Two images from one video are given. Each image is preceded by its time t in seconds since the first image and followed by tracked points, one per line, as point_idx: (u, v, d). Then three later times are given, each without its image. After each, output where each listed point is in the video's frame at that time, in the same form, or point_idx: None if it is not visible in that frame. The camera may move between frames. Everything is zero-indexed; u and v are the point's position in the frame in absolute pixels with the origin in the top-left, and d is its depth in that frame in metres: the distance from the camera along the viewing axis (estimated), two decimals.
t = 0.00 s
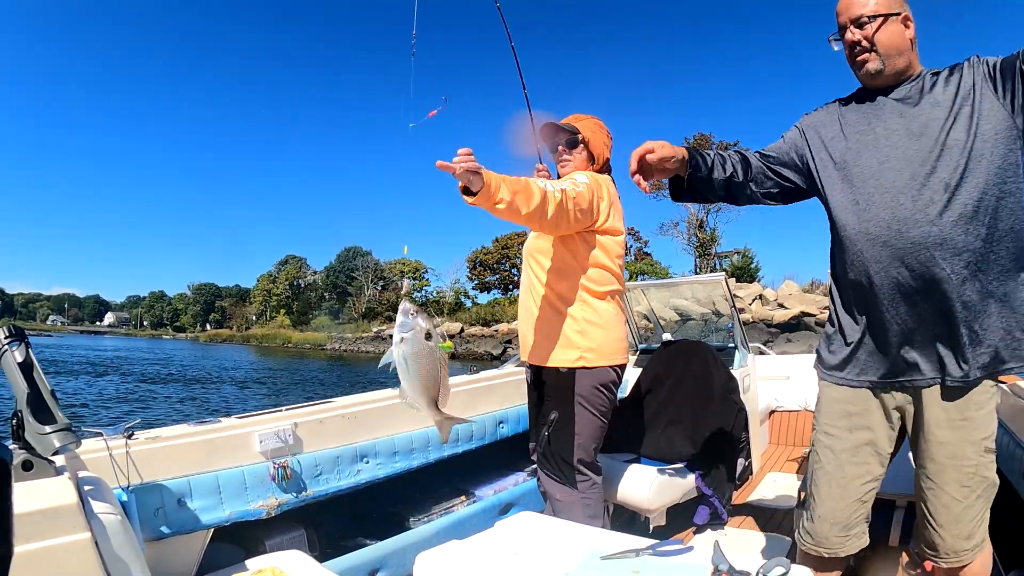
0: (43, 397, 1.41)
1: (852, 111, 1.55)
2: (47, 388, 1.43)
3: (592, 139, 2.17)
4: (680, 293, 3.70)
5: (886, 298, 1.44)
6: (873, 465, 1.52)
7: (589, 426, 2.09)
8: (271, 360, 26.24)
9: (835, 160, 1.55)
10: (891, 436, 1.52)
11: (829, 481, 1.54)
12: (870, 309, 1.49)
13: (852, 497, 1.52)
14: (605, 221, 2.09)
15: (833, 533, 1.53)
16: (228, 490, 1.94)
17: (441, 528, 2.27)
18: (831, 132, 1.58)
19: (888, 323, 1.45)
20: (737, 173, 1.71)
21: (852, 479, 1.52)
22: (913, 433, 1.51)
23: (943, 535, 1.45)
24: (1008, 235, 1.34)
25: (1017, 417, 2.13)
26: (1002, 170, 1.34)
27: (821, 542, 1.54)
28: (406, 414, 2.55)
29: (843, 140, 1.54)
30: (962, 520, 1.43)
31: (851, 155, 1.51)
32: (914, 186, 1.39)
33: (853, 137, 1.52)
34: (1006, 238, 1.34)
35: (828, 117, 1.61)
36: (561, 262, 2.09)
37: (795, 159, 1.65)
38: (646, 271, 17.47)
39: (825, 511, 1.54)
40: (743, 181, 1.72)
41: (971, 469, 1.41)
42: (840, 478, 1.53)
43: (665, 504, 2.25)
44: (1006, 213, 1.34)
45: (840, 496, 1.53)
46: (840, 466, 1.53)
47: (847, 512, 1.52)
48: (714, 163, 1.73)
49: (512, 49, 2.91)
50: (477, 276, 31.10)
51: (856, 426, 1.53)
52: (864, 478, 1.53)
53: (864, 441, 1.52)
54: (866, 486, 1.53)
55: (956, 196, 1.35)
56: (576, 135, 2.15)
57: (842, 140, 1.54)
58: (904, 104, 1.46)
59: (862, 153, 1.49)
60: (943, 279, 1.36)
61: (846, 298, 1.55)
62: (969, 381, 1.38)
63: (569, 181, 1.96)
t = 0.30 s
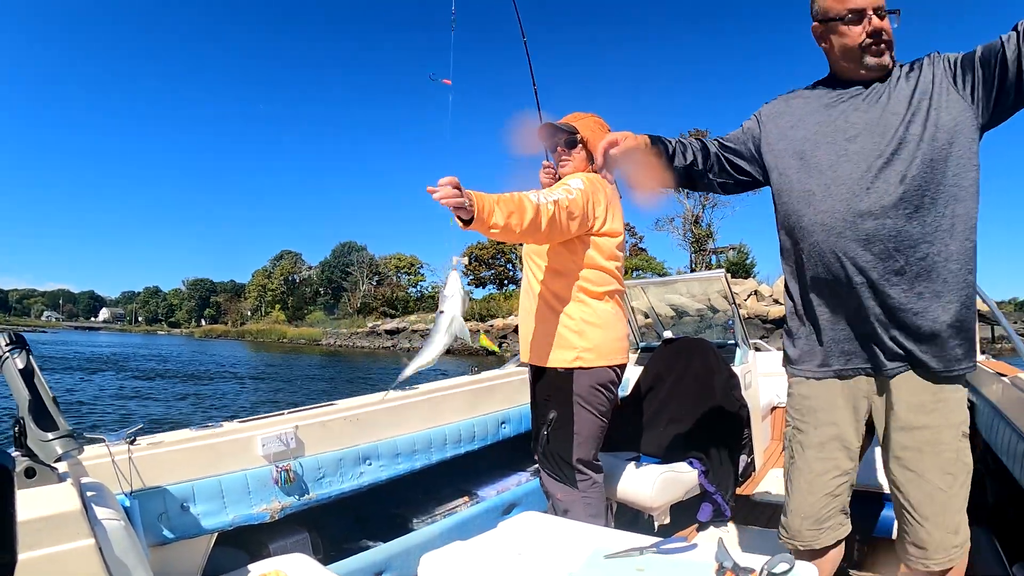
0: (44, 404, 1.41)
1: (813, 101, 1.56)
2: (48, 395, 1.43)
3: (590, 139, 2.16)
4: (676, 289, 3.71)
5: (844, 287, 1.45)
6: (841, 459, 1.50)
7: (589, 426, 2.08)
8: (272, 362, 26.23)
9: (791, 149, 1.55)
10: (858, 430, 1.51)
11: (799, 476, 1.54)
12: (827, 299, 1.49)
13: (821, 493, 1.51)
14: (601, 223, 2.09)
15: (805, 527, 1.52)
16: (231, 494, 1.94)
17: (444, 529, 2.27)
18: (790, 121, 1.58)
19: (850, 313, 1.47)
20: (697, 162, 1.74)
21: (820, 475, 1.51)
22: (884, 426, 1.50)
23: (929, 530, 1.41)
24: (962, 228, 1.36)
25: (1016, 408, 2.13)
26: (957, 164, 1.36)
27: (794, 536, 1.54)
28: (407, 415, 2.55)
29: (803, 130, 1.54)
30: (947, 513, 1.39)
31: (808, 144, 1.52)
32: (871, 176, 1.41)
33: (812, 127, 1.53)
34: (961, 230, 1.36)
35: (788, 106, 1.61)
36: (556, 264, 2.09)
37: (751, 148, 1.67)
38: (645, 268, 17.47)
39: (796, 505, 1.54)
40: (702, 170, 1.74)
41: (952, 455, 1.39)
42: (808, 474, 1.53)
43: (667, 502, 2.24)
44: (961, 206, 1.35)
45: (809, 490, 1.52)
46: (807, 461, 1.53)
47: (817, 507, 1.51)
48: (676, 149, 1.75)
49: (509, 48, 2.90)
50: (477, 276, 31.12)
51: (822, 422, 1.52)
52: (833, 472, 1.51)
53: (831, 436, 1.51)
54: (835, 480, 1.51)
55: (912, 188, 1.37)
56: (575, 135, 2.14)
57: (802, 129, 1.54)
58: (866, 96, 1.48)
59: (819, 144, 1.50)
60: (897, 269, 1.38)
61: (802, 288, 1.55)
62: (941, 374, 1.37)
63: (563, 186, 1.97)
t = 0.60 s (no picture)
0: (45, 412, 1.41)
1: (819, 91, 1.55)
2: (49, 401, 1.42)
3: (584, 142, 2.15)
4: (676, 286, 3.70)
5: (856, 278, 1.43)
6: (859, 456, 1.52)
7: (585, 425, 2.08)
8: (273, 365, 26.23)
9: (802, 139, 1.54)
10: (874, 426, 1.52)
11: (817, 479, 1.53)
12: (840, 293, 1.47)
13: (841, 492, 1.52)
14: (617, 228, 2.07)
15: (827, 530, 1.53)
16: (234, 499, 1.94)
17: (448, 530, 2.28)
18: (796, 112, 1.57)
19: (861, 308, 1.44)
20: (707, 179, 1.72)
21: (839, 475, 1.52)
22: (891, 419, 1.50)
23: (932, 524, 1.42)
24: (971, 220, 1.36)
25: (1017, 401, 2.13)
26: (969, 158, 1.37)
27: (814, 539, 1.54)
28: (409, 417, 2.54)
29: (811, 120, 1.53)
30: (948, 507, 1.42)
31: (819, 136, 1.51)
32: (887, 170, 1.40)
33: (822, 118, 1.52)
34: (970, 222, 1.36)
35: (789, 97, 1.61)
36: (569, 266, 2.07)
37: (757, 150, 1.65)
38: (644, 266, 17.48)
39: (816, 509, 1.54)
40: (716, 187, 1.73)
41: (954, 450, 1.40)
42: (826, 475, 1.53)
43: (670, 499, 2.24)
44: (971, 199, 1.36)
45: (828, 492, 1.52)
46: (825, 462, 1.53)
47: (838, 508, 1.52)
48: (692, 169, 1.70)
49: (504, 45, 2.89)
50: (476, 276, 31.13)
51: (837, 421, 1.52)
52: (851, 471, 1.52)
53: (848, 434, 1.52)
54: (854, 479, 1.52)
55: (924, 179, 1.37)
56: (569, 141, 2.14)
57: (810, 120, 1.53)
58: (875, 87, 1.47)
59: (830, 135, 1.49)
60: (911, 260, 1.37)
61: (812, 280, 1.54)
62: (953, 374, 1.35)
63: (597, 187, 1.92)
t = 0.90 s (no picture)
0: (44, 408, 1.41)
1: (825, 92, 1.55)
2: (49, 397, 1.43)
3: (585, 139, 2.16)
4: (677, 287, 3.69)
5: (856, 283, 1.43)
6: (858, 460, 1.52)
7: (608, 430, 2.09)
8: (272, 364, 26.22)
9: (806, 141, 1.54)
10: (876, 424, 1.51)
11: (817, 482, 1.53)
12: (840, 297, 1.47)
13: (840, 495, 1.52)
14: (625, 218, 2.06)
15: (825, 532, 1.53)
16: (232, 497, 1.94)
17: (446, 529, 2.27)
18: (801, 112, 1.57)
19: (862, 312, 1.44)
20: (712, 177, 1.70)
21: (839, 477, 1.52)
22: (890, 421, 1.50)
23: (932, 526, 1.43)
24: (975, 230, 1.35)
25: (1017, 405, 2.13)
26: (970, 167, 1.35)
27: (812, 541, 1.54)
28: (408, 416, 2.54)
29: (816, 122, 1.53)
30: (948, 509, 1.42)
31: (822, 138, 1.51)
32: (886, 177, 1.40)
33: (825, 120, 1.52)
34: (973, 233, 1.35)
35: (796, 95, 1.60)
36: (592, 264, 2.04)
37: (758, 147, 1.63)
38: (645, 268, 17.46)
39: (815, 511, 1.54)
40: (719, 185, 1.71)
41: (954, 453, 1.41)
42: (825, 477, 1.53)
43: (669, 499, 2.25)
44: (974, 205, 1.35)
45: (828, 495, 1.52)
46: (825, 466, 1.53)
47: (837, 510, 1.52)
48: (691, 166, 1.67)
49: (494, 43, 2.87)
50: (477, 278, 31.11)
51: (838, 424, 1.52)
52: (850, 474, 1.52)
53: (848, 437, 1.52)
54: (852, 482, 1.52)
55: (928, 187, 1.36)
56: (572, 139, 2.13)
57: (815, 122, 1.53)
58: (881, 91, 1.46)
59: (832, 138, 1.49)
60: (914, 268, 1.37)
61: (813, 284, 1.54)
62: (946, 386, 1.36)
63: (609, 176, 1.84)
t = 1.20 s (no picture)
0: (42, 399, 1.41)
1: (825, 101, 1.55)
2: (47, 388, 1.43)
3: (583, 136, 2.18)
4: (678, 290, 3.69)
5: (836, 297, 1.48)
6: (844, 465, 1.54)
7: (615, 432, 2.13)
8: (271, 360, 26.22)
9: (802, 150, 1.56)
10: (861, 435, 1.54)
11: (802, 482, 1.55)
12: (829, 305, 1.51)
13: (825, 497, 1.53)
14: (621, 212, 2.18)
15: (808, 533, 1.54)
16: (229, 492, 1.94)
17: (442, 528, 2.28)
18: (803, 120, 1.58)
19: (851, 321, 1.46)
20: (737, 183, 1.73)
21: (824, 480, 1.53)
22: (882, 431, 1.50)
23: (907, 540, 1.43)
24: (961, 262, 1.30)
25: (1016, 415, 2.12)
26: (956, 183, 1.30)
27: (795, 542, 1.55)
28: (406, 414, 2.54)
29: (813, 130, 1.54)
30: (927, 526, 1.42)
31: (816, 148, 1.53)
32: (867, 191, 1.41)
33: (821, 130, 1.53)
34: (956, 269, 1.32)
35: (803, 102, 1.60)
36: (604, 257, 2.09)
37: (770, 158, 1.68)
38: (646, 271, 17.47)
39: (799, 511, 1.55)
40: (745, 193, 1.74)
41: (939, 469, 1.40)
42: (810, 479, 1.55)
43: (665, 503, 2.25)
44: (956, 224, 1.30)
45: (813, 496, 1.54)
46: (810, 466, 1.55)
47: (820, 511, 1.53)
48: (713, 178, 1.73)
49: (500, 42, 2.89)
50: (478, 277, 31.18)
51: (826, 428, 1.54)
52: (836, 478, 1.54)
53: (834, 441, 1.54)
54: (839, 487, 1.54)
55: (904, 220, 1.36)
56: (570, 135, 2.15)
57: (814, 129, 1.54)
58: (884, 100, 1.41)
59: (824, 149, 1.51)
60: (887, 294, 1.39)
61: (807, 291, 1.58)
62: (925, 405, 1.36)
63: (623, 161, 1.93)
